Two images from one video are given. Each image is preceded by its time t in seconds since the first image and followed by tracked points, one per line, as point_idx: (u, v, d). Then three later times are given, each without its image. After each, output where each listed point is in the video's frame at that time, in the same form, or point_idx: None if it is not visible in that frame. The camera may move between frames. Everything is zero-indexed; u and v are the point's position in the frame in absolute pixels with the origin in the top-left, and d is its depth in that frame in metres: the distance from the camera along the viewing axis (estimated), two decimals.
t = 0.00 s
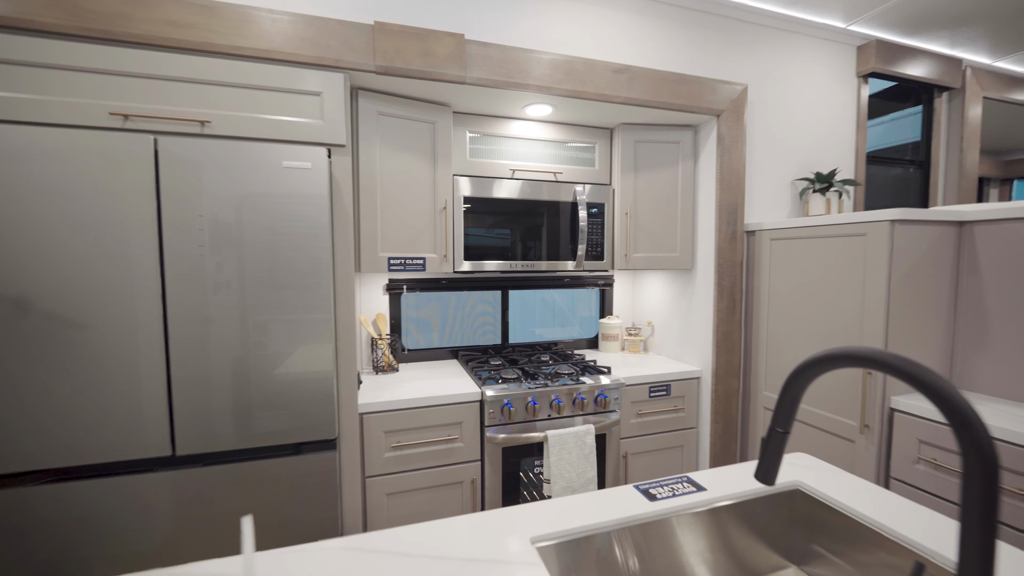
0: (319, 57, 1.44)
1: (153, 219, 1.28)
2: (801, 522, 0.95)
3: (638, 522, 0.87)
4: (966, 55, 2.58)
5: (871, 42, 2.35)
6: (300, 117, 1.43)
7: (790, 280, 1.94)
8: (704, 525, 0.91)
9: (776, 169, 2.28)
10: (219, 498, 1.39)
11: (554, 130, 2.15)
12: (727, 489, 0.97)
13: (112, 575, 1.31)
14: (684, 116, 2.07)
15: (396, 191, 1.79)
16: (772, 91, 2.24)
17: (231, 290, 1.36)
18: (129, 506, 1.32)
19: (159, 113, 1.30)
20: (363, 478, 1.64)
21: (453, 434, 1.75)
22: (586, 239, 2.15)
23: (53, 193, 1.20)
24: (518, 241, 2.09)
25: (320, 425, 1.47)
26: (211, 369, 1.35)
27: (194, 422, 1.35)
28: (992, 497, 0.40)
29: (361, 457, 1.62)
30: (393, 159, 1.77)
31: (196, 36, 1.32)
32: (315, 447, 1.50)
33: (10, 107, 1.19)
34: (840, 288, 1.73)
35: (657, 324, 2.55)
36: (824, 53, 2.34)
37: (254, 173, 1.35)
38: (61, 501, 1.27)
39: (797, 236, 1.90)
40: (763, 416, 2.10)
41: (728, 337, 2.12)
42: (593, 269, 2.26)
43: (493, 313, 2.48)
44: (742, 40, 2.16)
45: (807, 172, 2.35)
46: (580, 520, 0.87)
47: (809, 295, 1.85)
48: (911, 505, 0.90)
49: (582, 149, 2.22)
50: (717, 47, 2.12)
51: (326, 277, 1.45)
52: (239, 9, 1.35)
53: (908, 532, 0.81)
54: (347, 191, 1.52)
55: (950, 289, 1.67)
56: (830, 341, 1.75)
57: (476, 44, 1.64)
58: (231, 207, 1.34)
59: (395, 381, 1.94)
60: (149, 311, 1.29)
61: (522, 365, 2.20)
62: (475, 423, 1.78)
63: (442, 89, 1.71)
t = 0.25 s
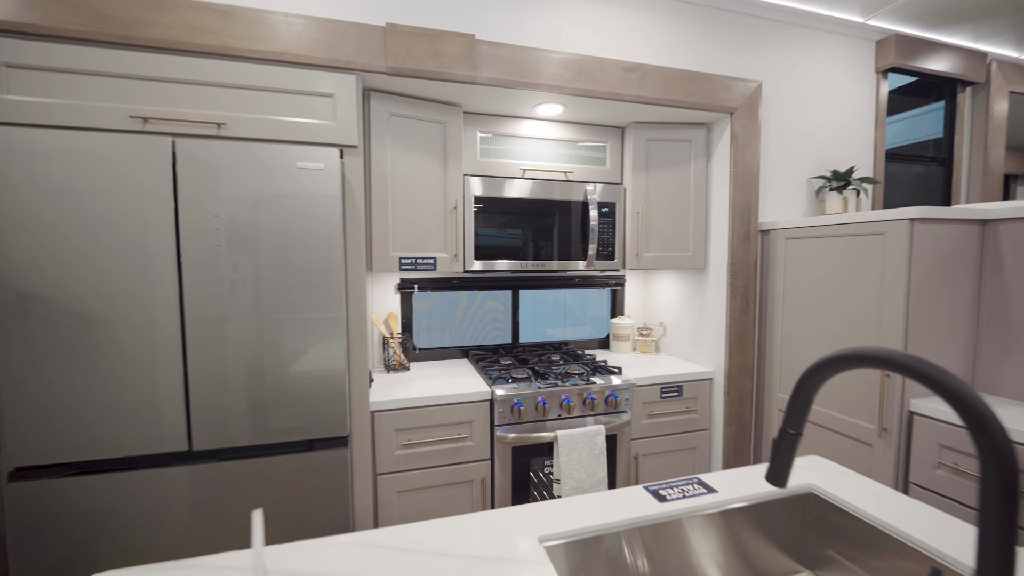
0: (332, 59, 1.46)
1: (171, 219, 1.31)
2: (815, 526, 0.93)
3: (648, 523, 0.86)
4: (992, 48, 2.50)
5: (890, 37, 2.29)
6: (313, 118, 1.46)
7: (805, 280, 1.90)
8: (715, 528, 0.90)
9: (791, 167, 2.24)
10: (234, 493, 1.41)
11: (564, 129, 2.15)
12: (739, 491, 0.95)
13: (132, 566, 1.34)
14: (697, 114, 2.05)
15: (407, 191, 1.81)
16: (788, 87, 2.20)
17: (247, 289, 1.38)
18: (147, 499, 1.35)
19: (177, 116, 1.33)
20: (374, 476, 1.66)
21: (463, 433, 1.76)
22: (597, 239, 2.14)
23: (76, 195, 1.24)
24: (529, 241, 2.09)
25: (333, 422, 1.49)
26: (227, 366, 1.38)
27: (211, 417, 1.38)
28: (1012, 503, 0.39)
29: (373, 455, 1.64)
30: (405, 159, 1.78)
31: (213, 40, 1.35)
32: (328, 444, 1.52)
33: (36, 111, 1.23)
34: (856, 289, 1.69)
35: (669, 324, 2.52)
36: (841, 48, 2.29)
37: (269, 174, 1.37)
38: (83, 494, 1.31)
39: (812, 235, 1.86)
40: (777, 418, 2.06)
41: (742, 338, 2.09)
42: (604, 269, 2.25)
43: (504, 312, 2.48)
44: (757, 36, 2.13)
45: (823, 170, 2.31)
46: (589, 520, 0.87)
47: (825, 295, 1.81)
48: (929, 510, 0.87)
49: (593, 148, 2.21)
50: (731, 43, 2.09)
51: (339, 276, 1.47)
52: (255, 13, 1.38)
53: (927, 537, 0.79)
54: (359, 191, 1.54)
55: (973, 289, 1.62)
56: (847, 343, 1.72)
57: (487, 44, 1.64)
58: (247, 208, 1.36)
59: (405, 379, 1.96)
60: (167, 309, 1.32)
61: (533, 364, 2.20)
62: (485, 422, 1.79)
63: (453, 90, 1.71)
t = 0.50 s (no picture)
0: (346, 61, 1.48)
1: (191, 220, 1.34)
2: (832, 532, 0.92)
3: (659, 524, 0.86)
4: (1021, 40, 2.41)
5: (913, 31, 2.23)
6: (328, 120, 1.48)
7: (823, 281, 1.86)
8: (729, 531, 0.89)
9: (809, 165, 2.20)
10: (250, 488, 1.44)
11: (577, 129, 2.14)
12: (753, 494, 0.94)
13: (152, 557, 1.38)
14: (711, 112, 2.02)
15: (420, 191, 1.82)
16: (805, 84, 2.16)
17: (263, 288, 1.41)
18: (166, 493, 1.38)
19: (197, 119, 1.36)
20: (386, 473, 1.67)
21: (475, 432, 1.77)
22: (609, 239, 2.13)
23: (101, 197, 1.28)
24: (541, 241, 2.08)
25: (346, 420, 1.51)
26: (244, 364, 1.41)
27: (228, 414, 1.41)
28: None
29: (385, 453, 1.66)
30: (418, 160, 1.80)
31: (231, 44, 1.38)
32: (341, 441, 1.54)
33: (64, 115, 1.27)
34: (877, 290, 1.65)
35: (683, 325, 2.49)
36: (861, 43, 2.24)
37: (285, 175, 1.40)
38: (107, 486, 1.35)
39: (830, 235, 1.83)
40: (793, 420, 2.02)
41: (757, 339, 2.06)
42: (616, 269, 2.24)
43: (515, 312, 2.48)
44: (773, 32, 2.09)
45: (842, 167, 2.26)
46: (600, 520, 0.86)
47: (844, 296, 1.77)
48: (952, 517, 0.85)
49: (606, 147, 2.19)
50: (746, 40, 2.05)
51: (352, 275, 1.49)
52: (272, 17, 1.40)
53: (950, 546, 0.76)
54: (372, 192, 1.55)
55: (999, 290, 1.57)
56: (866, 345, 1.68)
57: (499, 44, 1.65)
58: (264, 209, 1.39)
59: (418, 378, 1.97)
60: (187, 308, 1.36)
61: (544, 364, 2.19)
62: (497, 422, 1.79)
63: (465, 90, 1.72)
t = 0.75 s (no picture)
0: (360, 62, 1.50)
1: (209, 219, 1.37)
2: (850, 537, 0.89)
3: (671, 526, 0.85)
4: None
5: (937, 24, 2.16)
6: (342, 121, 1.49)
7: (842, 281, 1.82)
8: (744, 533, 0.87)
9: (828, 162, 2.15)
10: (265, 483, 1.47)
11: (589, 127, 2.13)
12: (769, 497, 0.92)
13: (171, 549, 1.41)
14: (726, 109, 1.99)
15: (432, 191, 1.83)
16: (824, 79, 2.11)
17: (279, 287, 1.43)
18: (185, 486, 1.42)
19: (215, 121, 1.39)
20: (398, 471, 1.69)
21: (487, 431, 1.77)
22: (622, 238, 2.11)
23: (124, 198, 1.32)
24: (553, 240, 2.08)
25: (359, 418, 1.53)
26: (261, 361, 1.43)
27: (245, 410, 1.43)
28: None
29: (397, 451, 1.67)
30: (430, 159, 1.81)
31: (248, 47, 1.40)
32: (354, 438, 1.56)
33: (88, 119, 1.32)
34: (898, 289, 1.60)
35: (697, 325, 2.46)
36: (883, 37, 2.18)
37: (300, 176, 1.42)
38: (129, 479, 1.38)
39: (850, 233, 1.78)
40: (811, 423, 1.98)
41: (774, 340, 2.02)
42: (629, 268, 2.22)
43: (527, 311, 2.48)
44: (791, 27, 2.05)
45: (862, 165, 2.20)
46: (611, 521, 0.86)
47: (863, 296, 1.73)
48: (977, 524, 0.82)
49: (619, 145, 2.18)
50: (763, 35, 2.01)
51: (366, 274, 1.51)
52: (287, 20, 1.43)
53: (975, 554, 0.74)
54: (385, 192, 1.57)
55: None
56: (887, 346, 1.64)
57: (511, 44, 1.65)
58: (280, 210, 1.41)
59: (430, 377, 1.98)
60: (205, 305, 1.39)
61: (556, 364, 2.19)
62: (508, 421, 1.79)
63: (477, 90, 1.73)
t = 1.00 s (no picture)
0: (373, 63, 1.51)
1: (225, 218, 1.40)
2: (866, 541, 0.87)
3: (682, 526, 0.84)
4: None
5: (961, 16, 2.11)
6: (355, 121, 1.51)
7: (859, 280, 1.78)
8: (756, 535, 0.86)
9: (845, 159, 2.11)
10: (279, 478, 1.49)
11: (600, 126, 2.12)
12: (783, 498, 0.91)
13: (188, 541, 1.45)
14: (741, 106, 1.97)
15: (443, 190, 1.84)
16: (842, 74, 2.07)
17: (293, 285, 1.45)
18: (202, 480, 1.45)
19: (232, 122, 1.42)
20: (409, 468, 1.70)
21: (497, 430, 1.77)
22: (633, 237, 2.09)
23: (144, 198, 1.35)
24: (564, 239, 2.07)
25: (371, 415, 1.54)
26: (275, 359, 1.46)
27: (260, 406, 1.46)
28: None
29: (408, 448, 1.68)
30: (441, 159, 1.82)
31: (263, 49, 1.43)
32: (366, 435, 1.58)
33: (110, 120, 1.35)
34: (918, 289, 1.56)
35: (710, 325, 2.43)
36: (904, 30, 2.12)
37: (314, 175, 1.44)
38: (147, 472, 1.42)
39: (868, 232, 1.74)
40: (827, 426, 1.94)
41: (789, 340, 1.99)
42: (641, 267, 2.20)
43: (538, 311, 2.48)
44: (808, 21, 2.01)
45: (881, 161, 2.15)
46: (622, 520, 0.85)
47: (882, 295, 1.69)
48: (999, 530, 0.80)
49: (631, 143, 2.16)
50: (779, 30, 1.98)
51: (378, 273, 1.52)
52: (301, 22, 1.45)
53: (996, 559, 0.72)
54: (397, 191, 1.58)
55: None
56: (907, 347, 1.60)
57: (522, 42, 1.65)
58: (294, 209, 1.43)
59: (441, 375, 2.00)
60: (221, 303, 1.42)
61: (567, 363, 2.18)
62: (519, 420, 1.79)
63: (488, 89, 1.73)
